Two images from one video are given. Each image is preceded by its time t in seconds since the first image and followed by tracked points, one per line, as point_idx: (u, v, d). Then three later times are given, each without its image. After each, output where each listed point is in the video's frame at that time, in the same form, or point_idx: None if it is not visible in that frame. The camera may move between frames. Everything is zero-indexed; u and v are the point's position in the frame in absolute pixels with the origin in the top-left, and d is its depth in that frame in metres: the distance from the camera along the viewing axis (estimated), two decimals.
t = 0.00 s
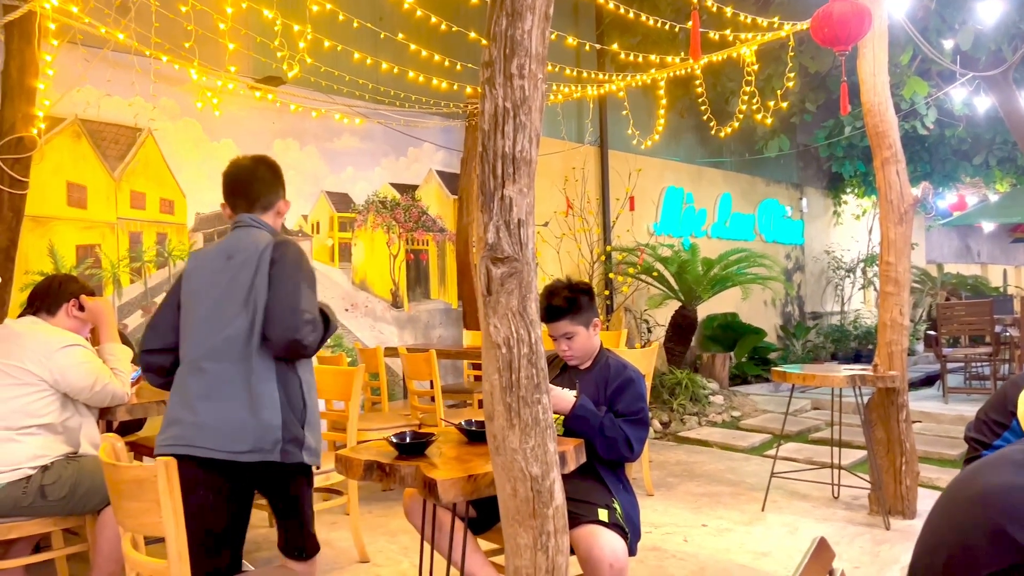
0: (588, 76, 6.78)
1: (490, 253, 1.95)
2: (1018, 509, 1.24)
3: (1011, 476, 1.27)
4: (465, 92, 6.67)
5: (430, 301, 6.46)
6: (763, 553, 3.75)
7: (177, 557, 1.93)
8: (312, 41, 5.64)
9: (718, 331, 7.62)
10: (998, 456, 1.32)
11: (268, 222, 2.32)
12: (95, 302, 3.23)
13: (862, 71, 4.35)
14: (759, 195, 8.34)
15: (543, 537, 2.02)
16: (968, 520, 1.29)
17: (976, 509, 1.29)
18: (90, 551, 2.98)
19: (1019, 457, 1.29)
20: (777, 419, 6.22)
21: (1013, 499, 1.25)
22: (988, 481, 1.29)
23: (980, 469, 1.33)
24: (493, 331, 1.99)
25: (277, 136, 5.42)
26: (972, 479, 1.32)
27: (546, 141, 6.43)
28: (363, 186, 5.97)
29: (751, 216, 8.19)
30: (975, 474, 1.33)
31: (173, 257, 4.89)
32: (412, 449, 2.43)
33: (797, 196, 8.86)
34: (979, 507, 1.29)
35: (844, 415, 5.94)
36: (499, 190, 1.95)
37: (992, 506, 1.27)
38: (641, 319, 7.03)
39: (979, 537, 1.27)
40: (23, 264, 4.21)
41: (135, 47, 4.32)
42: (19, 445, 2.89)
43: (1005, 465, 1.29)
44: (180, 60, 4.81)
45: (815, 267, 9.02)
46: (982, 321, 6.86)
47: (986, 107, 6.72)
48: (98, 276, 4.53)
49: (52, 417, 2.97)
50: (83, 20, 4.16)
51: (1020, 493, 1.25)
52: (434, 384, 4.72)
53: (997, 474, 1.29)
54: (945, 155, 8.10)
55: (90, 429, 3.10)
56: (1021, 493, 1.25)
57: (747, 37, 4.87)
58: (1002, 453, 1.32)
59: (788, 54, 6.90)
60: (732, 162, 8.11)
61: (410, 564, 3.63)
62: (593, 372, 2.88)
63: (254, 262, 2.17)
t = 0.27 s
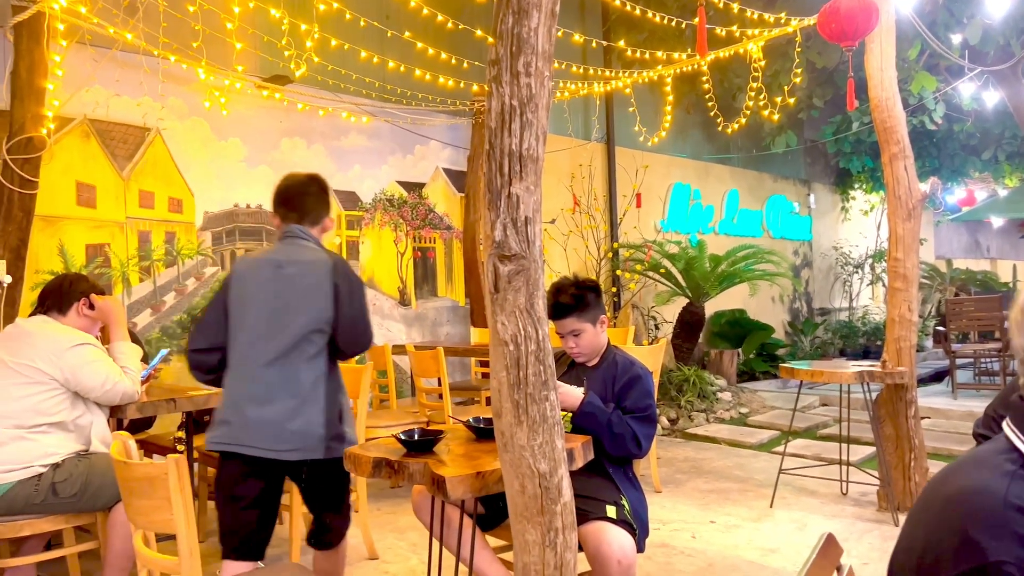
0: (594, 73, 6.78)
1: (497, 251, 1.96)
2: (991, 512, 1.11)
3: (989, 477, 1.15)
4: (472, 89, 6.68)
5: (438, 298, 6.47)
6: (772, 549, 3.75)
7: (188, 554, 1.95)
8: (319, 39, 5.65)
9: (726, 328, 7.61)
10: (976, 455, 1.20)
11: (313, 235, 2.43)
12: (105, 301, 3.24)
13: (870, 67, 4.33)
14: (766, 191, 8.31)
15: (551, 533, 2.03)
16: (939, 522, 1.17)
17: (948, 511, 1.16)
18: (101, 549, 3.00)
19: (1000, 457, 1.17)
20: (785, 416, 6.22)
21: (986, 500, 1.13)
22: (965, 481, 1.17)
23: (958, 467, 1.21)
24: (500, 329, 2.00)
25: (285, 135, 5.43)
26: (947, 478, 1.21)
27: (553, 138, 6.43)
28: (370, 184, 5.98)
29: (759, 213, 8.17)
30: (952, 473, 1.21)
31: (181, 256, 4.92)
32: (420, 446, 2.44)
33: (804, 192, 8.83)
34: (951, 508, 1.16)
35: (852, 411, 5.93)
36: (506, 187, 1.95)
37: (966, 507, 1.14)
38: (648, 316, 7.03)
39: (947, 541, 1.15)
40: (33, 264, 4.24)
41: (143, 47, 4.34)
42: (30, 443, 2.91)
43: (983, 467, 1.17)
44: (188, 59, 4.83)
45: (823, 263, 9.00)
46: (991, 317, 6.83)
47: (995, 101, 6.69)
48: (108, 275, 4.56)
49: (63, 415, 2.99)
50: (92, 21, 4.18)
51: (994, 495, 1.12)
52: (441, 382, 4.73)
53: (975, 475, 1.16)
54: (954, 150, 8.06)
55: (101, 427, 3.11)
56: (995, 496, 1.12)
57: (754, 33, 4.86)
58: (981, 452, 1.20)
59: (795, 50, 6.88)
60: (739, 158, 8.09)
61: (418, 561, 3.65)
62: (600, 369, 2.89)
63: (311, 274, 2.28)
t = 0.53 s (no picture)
0: (598, 72, 6.78)
1: (501, 250, 1.96)
2: (953, 511, 1.00)
3: (957, 477, 1.03)
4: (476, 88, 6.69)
5: (442, 297, 6.49)
6: (777, 547, 3.76)
7: (195, 552, 1.96)
8: (324, 39, 5.67)
9: (731, 326, 7.61)
10: (947, 456, 1.09)
11: (365, 229, 2.83)
12: (111, 301, 3.26)
13: (874, 64, 4.33)
14: (771, 189, 8.30)
15: (556, 531, 2.04)
16: (905, 526, 1.05)
17: (911, 513, 1.05)
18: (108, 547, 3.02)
19: (972, 459, 1.05)
20: (790, 414, 6.22)
21: (949, 499, 1.01)
22: (931, 482, 1.06)
23: (925, 470, 1.10)
24: (505, 327, 2.00)
25: (290, 134, 5.45)
26: (915, 481, 1.09)
27: (557, 137, 6.44)
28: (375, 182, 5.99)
29: (764, 210, 8.16)
30: (919, 476, 1.09)
31: (187, 255, 4.94)
32: (425, 444, 2.46)
33: (809, 189, 8.82)
34: (913, 510, 1.04)
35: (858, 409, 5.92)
36: (511, 186, 1.96)
37: (928, 507, 1.03)
38: (653, 314, 7.04)
39: (909, 544, 1.03)
40: (40, 264, 4.26)
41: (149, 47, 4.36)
42: (38, 442, 2.93)
43: (951, 468, 1.06)
44: (193, 59, 4.85)
45: (829, 261, 8.99)
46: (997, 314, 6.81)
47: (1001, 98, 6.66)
48: (114, 275, 4.58)
49: (71, 413, 3.01)
50: (97, 21, 4.20)
51: (957, 494, 1.01)
52: (447, 380, 4.75)
53: (941, 476, 1.05)
54: (960, 147, 8.04)
55: (109, 426, 3.14)
56: (959, 495, 1.01)
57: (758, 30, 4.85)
58: (952, 454, 1.09)
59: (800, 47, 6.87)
60: (744, 156, 8.08)
61: (424, 558, 3.66)
62: (605, 367, 2.90)
63: (360, 269, 2.68)
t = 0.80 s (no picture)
0: (599, 71, 6.77)
1: (500, 249, 1.97)
2: (926, 506, 1.02)
3: (932, 475, 1.05)
4: (476, 87, 6.69)
5: (443, 296, 6.50)
6: (777, 545, 3.77)
7: (195, 552, 1.96)
8: (324, 39, 5.67)
9: (732, 324, 7.61)
10: (927, 455, 1.11)
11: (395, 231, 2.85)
12: (111, 301, 3.26)
13: (874, 63, 4.32)
14: (772, 188, 8.30)
15: (555, 530, 2.04)
16: (881, 521, 1.07)
17: (887, 509, 1.07)
18: (108, 546, 3.03)
19: (949, 457, 1.07)
20: (791, 412, 6.22)
21: (922, 494, 1.03)
22: (907, 479, 1.08)
23: (905, 468, 1.12)
24: (503, 326, 2.01)
25: (290, 133, 5.45)
26: (894, 479, 1.11)
27: (557, 136, 6.44)
28: (375, 181, 5.99)
29: (764, 209, 8.16)
30: (899, 474, 1.11)
31: (188, 254, 4.94)
32: (425, 443, 2.46)
33: (810, 188, 8.82)
34: (888, 507, 1.06)
35: (858, 407, 5.92)
36: (509, 186, 1.96)
37: (902, 504, 1.05)
38: (653, 313, 7.04)
39: (882, 539, 1.05)
40: (41, 263, 4.27)
41: (149, 46, 4.36)
42: (39, 441, 2.94)
43: (929, 466, 1.08)
44: (194, 59, 4.86)
45: (829, 260, 8.99)
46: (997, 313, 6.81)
47: (1001, 97, 6.66)
48: (115, 274, 4.59)
49: (71, 413, 3.02)
50: (98, 21, 4.21)
51: (929, 490, 1.03)
52: (447, 379, 4.75)
53: (918, 473, 1.07)
54: (960, 146, 8.03)
55: (110, 425, 3.15)
56: (931, 491, 1.03)
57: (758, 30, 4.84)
58: (932, 453, 1.11)
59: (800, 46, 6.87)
60: (745, 155, 8.08)
61: (425, 557, 3.67)
62: (604, 366, 2.90)
63: (366, 269, 2.78)
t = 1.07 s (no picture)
0: (594, 71, 6.77)
1: (494, 249, 1.97)
2: (904, 498, 1.04)
3: (910, 470, 1.08)
4: (472, 87, 6.68)
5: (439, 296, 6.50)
6: (771, 545, 3.77)
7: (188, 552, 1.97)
8: (319, 38, 5.67)
9: (727, 324, 7.63)
10: (908, 451, 1.13)
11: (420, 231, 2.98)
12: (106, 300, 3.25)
13: (869, 64, 4.33)
14: (767, 188, 8.31)
15: (549, 529, 2.05)
16: (859, 515, 1.08)
17: (865, 503, 1.09)
18: (102, 546, 3.02)
19: (928, 454, 1.10)
20: (785, 412, 6.23)
21: (901, 487, 1.05)
22: (886, 473, 1.10)
23: (885, 464, 1.14)
24: (497, 326, 2.01)
25: (286, 133, 5.45)
26: (874, 475, 1.13)
27: (553, 136, 6.44)
28: (371, 181, 5.99)
29: (760, 209, 8.17)
30: (879, 470, 1.14)
31: (183, 254, 4.94)
32: (420, 443, 2.46)
33: (805, 188, 8.83)
34: (867, 501, 1.08)
35: (852, 407, 5.94)
36: (504, 186, 1.97)
37: (879, 498, 1.06)
38: (649, 313, 7.05)
39: (860, 532, 1.07)
40: (35, 263, 4.26)
41: (144, 45, 4.35)
42: (33, 441, 2.94)
43: (908, 462, 1.10)
44: (189, 58, 4.85)
45: (825, 260, 9.01)
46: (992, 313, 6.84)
47: (995, 97, 6.67)
48: (110, 273, 4.58)
49: (66, 413, 3.01)
50: (92, 20, 4.20)
51: (907, 484, 1.05)
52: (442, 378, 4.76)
53: (897, 468, 1.09)
54: (955, 147, 8.05)
55: (103, 425, 3.14)
56: (908, 485, 1.05)
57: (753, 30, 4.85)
58: (912, 449, 1.13)
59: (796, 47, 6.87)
60: (740, 155, 8.08)
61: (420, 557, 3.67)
62: (599, 366, 2.90)
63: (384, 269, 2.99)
